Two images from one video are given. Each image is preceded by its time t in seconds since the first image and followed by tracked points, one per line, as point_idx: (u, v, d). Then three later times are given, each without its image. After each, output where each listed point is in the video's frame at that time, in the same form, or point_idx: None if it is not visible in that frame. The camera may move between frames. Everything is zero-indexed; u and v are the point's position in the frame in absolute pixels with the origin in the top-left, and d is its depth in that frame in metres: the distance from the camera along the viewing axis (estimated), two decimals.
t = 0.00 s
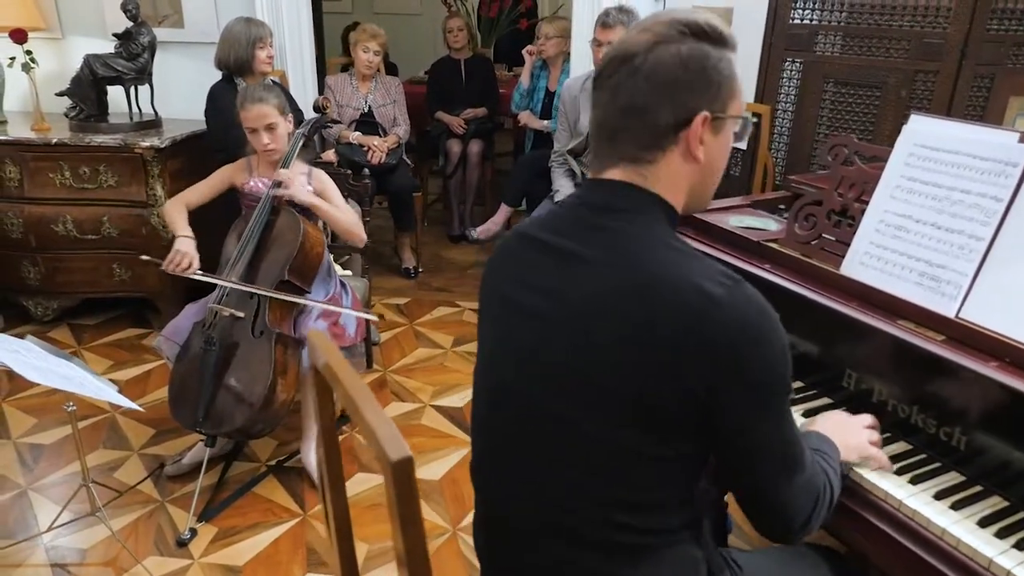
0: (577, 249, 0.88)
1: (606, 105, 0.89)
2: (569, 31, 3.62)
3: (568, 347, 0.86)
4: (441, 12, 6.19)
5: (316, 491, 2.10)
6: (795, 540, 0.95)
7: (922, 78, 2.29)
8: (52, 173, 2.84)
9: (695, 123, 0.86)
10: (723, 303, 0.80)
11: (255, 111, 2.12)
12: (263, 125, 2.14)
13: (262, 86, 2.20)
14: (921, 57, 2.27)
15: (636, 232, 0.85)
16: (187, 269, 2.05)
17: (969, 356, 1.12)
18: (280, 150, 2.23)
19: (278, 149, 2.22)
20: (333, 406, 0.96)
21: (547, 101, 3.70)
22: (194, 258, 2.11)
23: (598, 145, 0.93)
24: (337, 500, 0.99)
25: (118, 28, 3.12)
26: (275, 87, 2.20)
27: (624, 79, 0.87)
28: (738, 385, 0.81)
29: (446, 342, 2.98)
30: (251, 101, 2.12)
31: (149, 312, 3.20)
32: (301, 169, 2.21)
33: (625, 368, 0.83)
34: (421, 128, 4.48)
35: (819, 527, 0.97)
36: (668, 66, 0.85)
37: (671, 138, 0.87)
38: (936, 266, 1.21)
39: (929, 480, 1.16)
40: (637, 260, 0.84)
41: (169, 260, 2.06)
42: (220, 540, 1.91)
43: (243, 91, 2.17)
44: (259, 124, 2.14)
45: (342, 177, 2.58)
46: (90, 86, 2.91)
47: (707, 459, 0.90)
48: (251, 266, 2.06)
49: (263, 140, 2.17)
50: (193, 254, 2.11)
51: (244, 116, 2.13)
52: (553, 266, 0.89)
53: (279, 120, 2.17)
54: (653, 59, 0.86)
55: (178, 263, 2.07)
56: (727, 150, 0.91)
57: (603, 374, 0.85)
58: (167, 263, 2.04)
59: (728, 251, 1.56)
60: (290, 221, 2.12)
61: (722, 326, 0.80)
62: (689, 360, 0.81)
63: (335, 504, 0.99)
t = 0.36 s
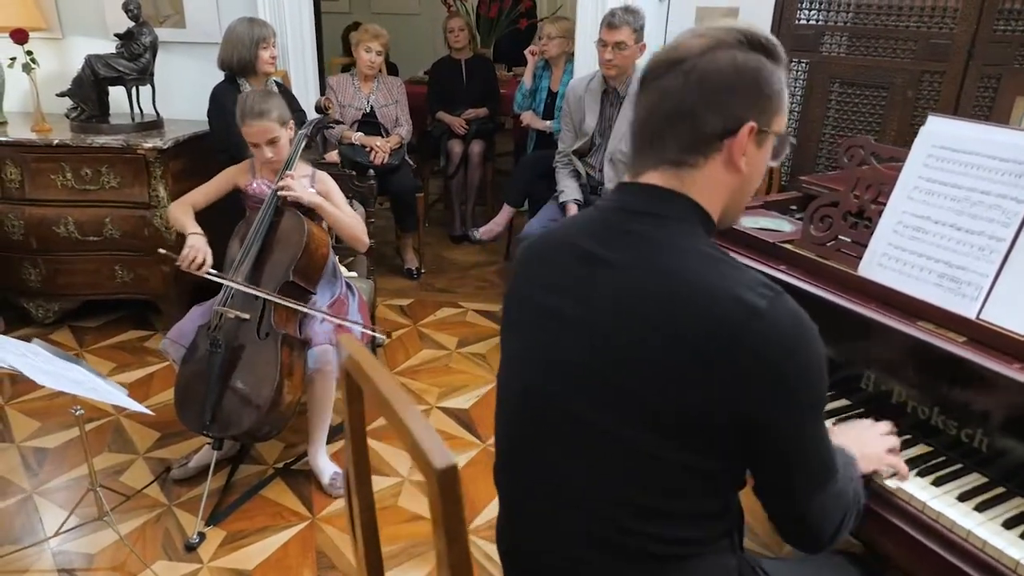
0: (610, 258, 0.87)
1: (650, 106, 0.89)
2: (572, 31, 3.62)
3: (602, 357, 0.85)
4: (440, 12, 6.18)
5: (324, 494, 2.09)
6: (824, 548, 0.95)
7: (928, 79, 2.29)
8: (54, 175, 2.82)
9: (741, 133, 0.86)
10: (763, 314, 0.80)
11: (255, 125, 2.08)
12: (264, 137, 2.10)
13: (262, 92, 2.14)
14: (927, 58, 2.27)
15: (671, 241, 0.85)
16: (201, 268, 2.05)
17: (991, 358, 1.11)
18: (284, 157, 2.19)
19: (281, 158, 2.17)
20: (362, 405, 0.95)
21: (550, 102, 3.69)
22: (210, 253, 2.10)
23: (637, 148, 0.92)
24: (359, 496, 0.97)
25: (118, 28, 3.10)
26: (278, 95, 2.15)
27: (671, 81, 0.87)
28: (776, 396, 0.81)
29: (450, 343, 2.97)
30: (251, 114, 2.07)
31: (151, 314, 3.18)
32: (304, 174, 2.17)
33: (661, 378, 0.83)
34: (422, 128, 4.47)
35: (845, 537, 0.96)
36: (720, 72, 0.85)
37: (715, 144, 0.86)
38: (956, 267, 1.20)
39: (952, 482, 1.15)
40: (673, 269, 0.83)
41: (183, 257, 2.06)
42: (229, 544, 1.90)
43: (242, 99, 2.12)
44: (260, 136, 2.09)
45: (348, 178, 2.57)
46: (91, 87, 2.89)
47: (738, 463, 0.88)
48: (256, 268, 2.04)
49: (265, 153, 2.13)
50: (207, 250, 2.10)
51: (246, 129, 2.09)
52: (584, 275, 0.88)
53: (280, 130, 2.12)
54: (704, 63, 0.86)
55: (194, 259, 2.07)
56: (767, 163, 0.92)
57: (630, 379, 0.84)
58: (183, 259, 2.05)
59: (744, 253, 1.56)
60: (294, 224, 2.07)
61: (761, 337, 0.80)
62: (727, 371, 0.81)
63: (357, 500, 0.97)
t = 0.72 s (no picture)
0: (640, 258, 0.85)
1: (703, 105, 0.89)
2: (570, 30, 3.62)
3: (632, 358, 0.84)
4: (435, 12, 6.16)
5: (330, 497, 2.07)
6: (853, 556, 0.94)
7: (931, 77, 2.28)
8: (50, 175, 2.79)
9: (788, 145, 0.87)
10: (801, 315, 0.79)
11: (255, 121, 2.05)
12: (264, 133, 2.07)
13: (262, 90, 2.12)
14: (930, 56, 2.27)
15: (703, 241, 0.83)
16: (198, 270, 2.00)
17: (1013, 354, 1.11)
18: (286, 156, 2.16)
19: (282, 155, 2.14)
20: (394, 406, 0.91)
21: (549, 101, 3.69)
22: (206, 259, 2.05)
23: (679, 147, 0.92)
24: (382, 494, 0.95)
25: (114, 27, 3.07)
26: (279, 92, 2.12)
27: (729, 84, 0.88)
28: (812, 398, 0.80)
29: (451, 343, 2.96)
30: (250, 110, 2.04)
31: (149, 316, 3.15)
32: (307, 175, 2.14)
33: (695, 379, 0.81)
34: (419, 128, 4.45)
35: (873, 545, 0.95)
36: (778, 82, 0.87)
37: (761, 153, 0.87)
38: (975, 264, 1.19)
39: (975, 479, 1.15)
40: (707, 269, 0.81)
41: (178, 259, 2.01)
42: (235, 548, 1.88)
43: (242, 97, 2.10)
44: (261, 132, 2.07)
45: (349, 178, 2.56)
46: (88, 86, 2.86)
47: (770, 464, 0.87)
48: (261, 269, 2.01)
49: (266, 150, 2.11)
50: (205, 254, 2.05)
51: (246, 127, 2.07)
52: (613, 275, 0.87)
53: (281, 126, 2.09)
54: (765, 71, 0.87)
55: (189, 262, 2.02)
56: (803, 184, 0.94)
57: (665, 380, 0.82)
58: (178, 262, 2.00)
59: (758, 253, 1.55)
60: (299, 224, 2.05)
61: (799, 339, 0.78)
62: (762, 370, 0.79)
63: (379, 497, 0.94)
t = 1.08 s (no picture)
0: (664, 260, 0.84)
1: (717, 112, 0.88)
2: (566, 30, 3.62)
3: (657, 360, 0.82)
4: (426, 11, 6.15)
5: (334, 501, 2.06)
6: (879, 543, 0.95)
7: (931, 76, 2.27)
8: (44, 177, 2.76)
9: (806, 147, 0.87)
10: (833, 315, 0.78)
11: (249, 133, 2.02)
12: (259, 144, 2.04)
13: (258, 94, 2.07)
14: (930, 55, 2.26)
15: (730, 242, 0.83)
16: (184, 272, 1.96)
17: None
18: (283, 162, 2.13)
19: (279, 163, 2.11)
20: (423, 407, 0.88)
21: (544, 101, 3.68)
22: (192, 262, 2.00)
23: (698, 153, 0.91)
24: (407, 495, 0.93)
25: (108, 28, 3.04)
26: (274, 99, 2.08)
27: (745, 90, 0.87)
28: (844, 398, 0.80)
29: (451, 345, 2.94)
30: (243, 121, 2.01)
31: (144, 319, 3.12)
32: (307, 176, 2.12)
33: (729, 381, 0.80)
34: (413, 128, 4.43)
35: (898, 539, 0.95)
36: (794, 86, 0.86)
37: (781, 156, 0.87)
38: (989, 263, 1.19)
39: (993, 478, 1.15)
40: (734, 269, 0.81)
41: (163, 262, 1.96)
42: (240, 553, 1.87)
43: (236, 103, 2.05)
44: (256, 144, 2.04)
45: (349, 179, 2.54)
46: (81, 87, 2.83)
47: (800, 465, 0.86)
48: (262, 272, 1.99)
49: (261, 160, 2.07)
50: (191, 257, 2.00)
51: (241, 138, 2.04)
52: (636, 278, 0.85)
53: (275, 135, 2.06)
54: (779, 76, 0.87)
55: (174, 265, 1.97)
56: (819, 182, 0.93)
57: (697, 382, 0.81)
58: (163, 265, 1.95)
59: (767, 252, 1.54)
60: (302, 226, 2.04)
61: (832, 338, 0.78)
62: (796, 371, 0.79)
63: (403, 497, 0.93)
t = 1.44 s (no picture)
0: (706, 255, 0.82)
1: (752, 101, 0.86)
2: (565, 28, 3.60)
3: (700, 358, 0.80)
4: (421, 9, 6.12)
5: (340, 504, 2.03)
6: (918, 554, 0.93)
7: (937, 73, 2.27)
8: (39, 177, 2.72)
9: (843, 134, 0.85)
10: (881, 311, 0.77)
11: (252, 137, 1.98)
12: (261, 147, 2.00)
13: (258, 94, 2.03)
14: (935, 52, 2.26)
15: (771, 236, 0.81)
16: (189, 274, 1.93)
17: None
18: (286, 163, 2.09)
19: (281, 165, 2.07)
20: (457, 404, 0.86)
21: (544, 99, 3.66)
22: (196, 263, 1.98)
23: (730, 143, 0.89)
24: (438, 494, 0.91)
25: (103, 25, 3.00)
26: (275, 100, 2.03)
27: (780, 77, 0.84)
28: (891, 395, 0.78)
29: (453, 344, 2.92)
30: (244, 125, 1.96)
31: (141, 320, 3.08)
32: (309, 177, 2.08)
33: (772, 377, 0.78)
34: (410, 127, 4.40)
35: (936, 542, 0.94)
36: (833, 72, 0.83)
37: (818, 145, 0.85)
38: (1013, 260, 1.18)
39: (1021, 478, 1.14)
40: (777, 264, 0.79)
41: (168, 263, 1.93)
42: (246, 558, 1.84)
43: (237, 105, 2.00)
44: (258, 147, 2.00)
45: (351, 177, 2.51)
46: (76, 85, 2.79)
47: (837, 462, 0.85)
48: (265, 271, 1.96)
49: (263, 162, 2.04)
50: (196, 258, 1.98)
51: (243, 141, 1.99)
52: (677, 274, 0.83)
53: (278, 138, 2.01)
54: (816, 62, 0.84)
55: (179, 266, 1.95)
56: (855, 169, 0.91)
57: (736, 378, 0.79)
58: (167, 266, 1.92)
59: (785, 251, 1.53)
60: (305, 226, 2.00)
61: (880, 334, 0.76)
62: (842, 367, 0.77)
63: (434, 495, 0.91)
